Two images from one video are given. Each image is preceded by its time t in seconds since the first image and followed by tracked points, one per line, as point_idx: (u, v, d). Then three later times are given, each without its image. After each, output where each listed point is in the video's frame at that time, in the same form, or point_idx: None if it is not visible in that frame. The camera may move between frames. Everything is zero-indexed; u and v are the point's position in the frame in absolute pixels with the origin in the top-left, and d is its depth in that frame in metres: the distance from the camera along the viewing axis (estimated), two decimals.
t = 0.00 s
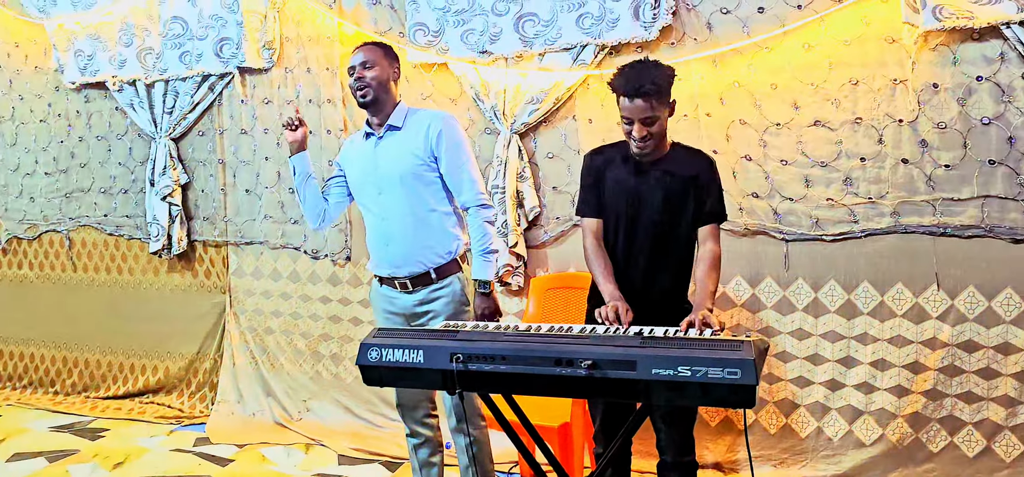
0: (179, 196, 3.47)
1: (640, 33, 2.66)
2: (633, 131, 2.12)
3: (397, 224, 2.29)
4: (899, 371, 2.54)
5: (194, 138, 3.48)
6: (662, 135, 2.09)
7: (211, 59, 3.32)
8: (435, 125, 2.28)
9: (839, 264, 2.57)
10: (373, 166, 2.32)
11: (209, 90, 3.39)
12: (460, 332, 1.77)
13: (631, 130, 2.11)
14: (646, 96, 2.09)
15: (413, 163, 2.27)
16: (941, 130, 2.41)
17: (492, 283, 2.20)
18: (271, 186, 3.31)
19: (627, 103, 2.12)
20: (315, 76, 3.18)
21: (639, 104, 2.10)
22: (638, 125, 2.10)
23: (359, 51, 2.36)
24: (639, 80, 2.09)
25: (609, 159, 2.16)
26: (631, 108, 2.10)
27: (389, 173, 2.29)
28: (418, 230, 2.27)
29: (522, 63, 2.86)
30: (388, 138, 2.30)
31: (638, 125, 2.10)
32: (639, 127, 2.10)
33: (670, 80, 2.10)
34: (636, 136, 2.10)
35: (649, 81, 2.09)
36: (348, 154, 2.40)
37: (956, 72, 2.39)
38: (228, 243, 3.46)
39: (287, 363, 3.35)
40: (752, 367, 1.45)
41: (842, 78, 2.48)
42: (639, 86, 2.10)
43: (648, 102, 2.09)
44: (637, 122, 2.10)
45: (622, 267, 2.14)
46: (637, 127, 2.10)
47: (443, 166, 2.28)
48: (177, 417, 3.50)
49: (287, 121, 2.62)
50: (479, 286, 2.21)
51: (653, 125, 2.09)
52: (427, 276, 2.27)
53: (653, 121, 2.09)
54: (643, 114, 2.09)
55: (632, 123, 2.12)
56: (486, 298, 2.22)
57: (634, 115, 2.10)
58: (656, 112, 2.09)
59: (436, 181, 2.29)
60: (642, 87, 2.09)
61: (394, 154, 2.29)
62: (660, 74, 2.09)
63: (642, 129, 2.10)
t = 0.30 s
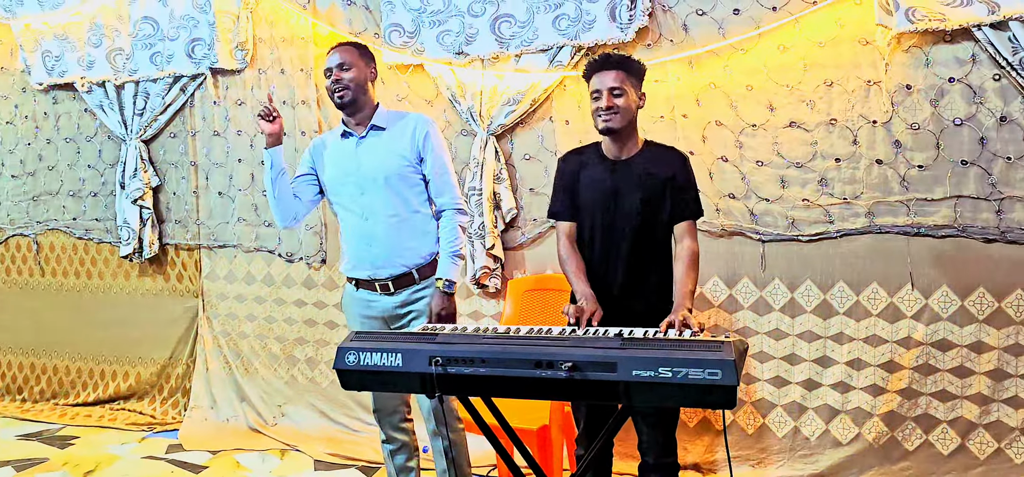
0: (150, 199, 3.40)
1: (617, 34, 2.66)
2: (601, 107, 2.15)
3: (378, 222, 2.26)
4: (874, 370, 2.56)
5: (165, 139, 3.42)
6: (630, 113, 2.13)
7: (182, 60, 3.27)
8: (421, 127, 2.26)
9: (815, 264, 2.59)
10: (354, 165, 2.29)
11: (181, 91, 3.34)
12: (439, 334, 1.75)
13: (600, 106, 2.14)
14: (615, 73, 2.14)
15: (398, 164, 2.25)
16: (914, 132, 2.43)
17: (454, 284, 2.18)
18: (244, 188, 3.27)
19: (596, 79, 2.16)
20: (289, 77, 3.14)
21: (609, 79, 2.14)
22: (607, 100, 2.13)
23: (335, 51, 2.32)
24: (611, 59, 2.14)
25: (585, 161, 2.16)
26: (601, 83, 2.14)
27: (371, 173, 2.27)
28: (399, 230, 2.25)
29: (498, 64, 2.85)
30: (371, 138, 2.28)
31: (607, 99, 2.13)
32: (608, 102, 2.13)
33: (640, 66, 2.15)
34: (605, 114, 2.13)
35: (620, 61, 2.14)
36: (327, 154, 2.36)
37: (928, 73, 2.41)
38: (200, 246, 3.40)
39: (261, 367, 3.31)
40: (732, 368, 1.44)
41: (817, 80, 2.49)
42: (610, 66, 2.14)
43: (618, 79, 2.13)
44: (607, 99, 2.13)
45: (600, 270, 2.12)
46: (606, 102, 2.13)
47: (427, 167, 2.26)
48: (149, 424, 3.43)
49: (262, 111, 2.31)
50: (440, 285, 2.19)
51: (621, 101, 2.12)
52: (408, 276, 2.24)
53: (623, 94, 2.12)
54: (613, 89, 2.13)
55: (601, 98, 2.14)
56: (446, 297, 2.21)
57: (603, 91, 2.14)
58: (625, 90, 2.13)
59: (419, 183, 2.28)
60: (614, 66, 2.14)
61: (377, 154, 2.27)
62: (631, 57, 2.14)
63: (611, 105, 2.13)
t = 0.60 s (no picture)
0: (127, 200, 3.32)
1: (605, 33, 2.62)
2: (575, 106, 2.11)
3: (363, 221, 2.21)
4: (865, 372, 2.53)
5: (143, 139, 3.34)
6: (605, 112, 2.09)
7: (160, 58, 3.20)
8: (411, 126, 2.22)
9: (805, 264, 2.56)
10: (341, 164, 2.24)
11: (160, 89, 3.26)
12: (427, 338, 1.69)
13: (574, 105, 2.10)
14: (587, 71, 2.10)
15: (385, 162, 2.20)
16: (904, 131, 2.41)
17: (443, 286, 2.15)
18: (224, 189, 3.20)
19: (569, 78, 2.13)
20: (270, 76, 3.08)
21: (581, 78, 2.10)
22: (581, 98, 2.10)
23: (317, 49, 2.24)
24: (582, 57, 2.11)
25: (564, 163, 2.12)
26: (572, 82, 2.11)
27: (358, 171, 2.21)
28: (385, 230, 2.20)
29: (484, 63, 2.80)
30: (359, 137, 2.23)
31: (580, 97, 2.10)
32: (582, 100, 2.10)
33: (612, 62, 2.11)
34: (579, 113, 2.09)
35: (592, 59, 2.11)
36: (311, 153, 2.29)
37: (919, 72, 2.39)
38: (179, 249, 3.33)
39: (242, 372, 3.25)
40: (730, 372, 1.40)
41: (806, 79, 2.47)
42: (582, 65, 2.11)
43: (590, 77, 2.10)
44: (579, 97, 2.10)
45: (585, 274, 2.08)
46: (580, 101, 2.10)
47: (416, 167, 2.22)
48: (127, 430, 3.35)
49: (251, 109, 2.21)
50: (428, 287, 2.16)
51: (595, 99, 2.09)
52: (397, 278, 2.19)
53: (596, 89, 2.09)
54: (585, 88, 2.10)
55: (575, 97, 2.11)
56: (434, 300, 2.16)
57: (575, 89, 2.10)
58: (597, 87, 2.09)
59: (407, 183, 2.22)
60: (585, 65, 2.10)
61: (364, 153, 2.21)
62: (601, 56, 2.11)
63: (584, 104, 2.09)
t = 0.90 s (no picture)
0: (107, 198, 3.21)
1: (600, 27, 2.55)
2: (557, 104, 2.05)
3: (354, 223, 2.13)
4: (866, 373, 2.48)
5: (123, 136, 3.24)
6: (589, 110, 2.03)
7: (141, 53, 3.10)
8: (402, 122, 2.15)
9: (805, 264, 2.51)
10: (329, 163, 2.15)
11: (140, 85, 3.17)
12: (423, 342, 1.62)
13: (557, 103, 2.04)
14: (570, 69, 2.04)
15: (376, 160, 2.12)
16: (907, 128, 2.36)
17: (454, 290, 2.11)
18: (207, 187, 3.11)
19: (552, 75, 2.06)
20: (255, 71, 2.99)
21: (563, 75, 2.04)
22: (564, 95, 2.03)
23: (305, 44, 2.12)
24: (566, 55, 2.05)
25: (549, 164, 2.08)
26: (555, 80, 2.04)
27: (349, 170, 2.13)
28: (378, 231, 2.12)
29: (476, 57, 2.73)
30: (348, 136, 2.14)
31: (563, 94, 2.03)
32: (565, 97, 2.03)
33: (597, 61, 2.06)
34: (563, 111, 2.03)
35: (576, 57, 2.05)
36: (299, 152, 2.21)
37: (921, 68, 2.33)
38: (161, 249, 3.24)
39: (227, 376, 3.17)
40: (743, 379, 1.34)
41: (806, 75, 2.42)
42: (565, 63, 2.05)
43: (573, 73, 2.03)
44: (563, 95, 2.03)
45: (573, 279, 2.01)
46: (562, 99, 2.04)
47: (409, 165, 2.14)
48: (106, 436, 3.24)
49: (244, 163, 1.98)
50: (439, 294, 2.11)
51: (578, 96, 2.03)
52: (388, 280, 2.11)
53: (579, 86, 2.03)
54: (569, 85, 2.03)
55: (557, 94, 2.04)
56: (447, 306, 2.12)
57: (558, 87, 2.04)
58: (581, 85, 2.03)
59: (399, 182, 2.15)
60: (569, 62, 2.04)
61: (355, 151, 2.13)
62: (586, 55, 2.06)
63: (567, 101, 2.03)
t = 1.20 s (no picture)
0: (84, 195, 3.10)
1: (597, 16, 2.48)
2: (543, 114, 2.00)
3: (348, 219, 2.05)
4: (869, 368, 2.44)
5: (101, 129, 3.12)
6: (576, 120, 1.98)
7: (118, 43, 2.98)
8: (398, 112, 2.05)
9: (806, 258, 2.47)
10: (322, 157, 2.07)
11: (118, 77, 3.05)
12: (424, 343, 1.54)
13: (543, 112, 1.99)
14: (556, 78, 1.99)
15: (370, 152, 2.03)
16: (910, 118, 2.32)
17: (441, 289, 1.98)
18: (190, 182, 3.01)
19: (537, 85, 2.01)
20: (238, 62, 2.89)
21: (550, 85, 1.99)
22: (550, 105, 1.98)
23: (299, 34, 2.04)
24: (550, 64, 2.00)
25: (536, 165, 2.01)
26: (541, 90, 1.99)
27: (343, 164, 2.05)
28: (372, 227, 2.04)
29: (468, 47, 2.65)
30: (342, 127, 2.06)
31: (550, 105, 1.98)
32: (551, 108, 1.98)
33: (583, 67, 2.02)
34: (549, 120, 1.98)
35: (561, 64, 2.00)
36: (295, 145, 2.14)
37: (925, 57, 2.29)
38: (141, 246, 3.13)
39: (211, 376, 3.08)
40: (763, 378, 1.28)
41: (807, 64, 2.37)
42: (549, 71, 2.00)
43: (560, 84, 1.99)
44: (550, 104, 1.98)
45: (560, 283, 1.96)
46: (549, 109, 1.98)
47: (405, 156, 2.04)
48: (87, 440, 3.14)
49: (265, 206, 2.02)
50: (425, 292, 1.99)
51: (565, 106, 1.98)
52: (382, 279, 2.03)
53: (566, 97, 1.97)
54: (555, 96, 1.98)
55: (543, 104, 1.99)
56: (433, 306, 2.00)
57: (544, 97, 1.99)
58: (567, 94, 1.98)
59: (395, 174, 2.06)
60: (555, 70, 2.00)
61: (348, 144, 2.04)
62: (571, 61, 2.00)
63: (553, 111, 1.98)
